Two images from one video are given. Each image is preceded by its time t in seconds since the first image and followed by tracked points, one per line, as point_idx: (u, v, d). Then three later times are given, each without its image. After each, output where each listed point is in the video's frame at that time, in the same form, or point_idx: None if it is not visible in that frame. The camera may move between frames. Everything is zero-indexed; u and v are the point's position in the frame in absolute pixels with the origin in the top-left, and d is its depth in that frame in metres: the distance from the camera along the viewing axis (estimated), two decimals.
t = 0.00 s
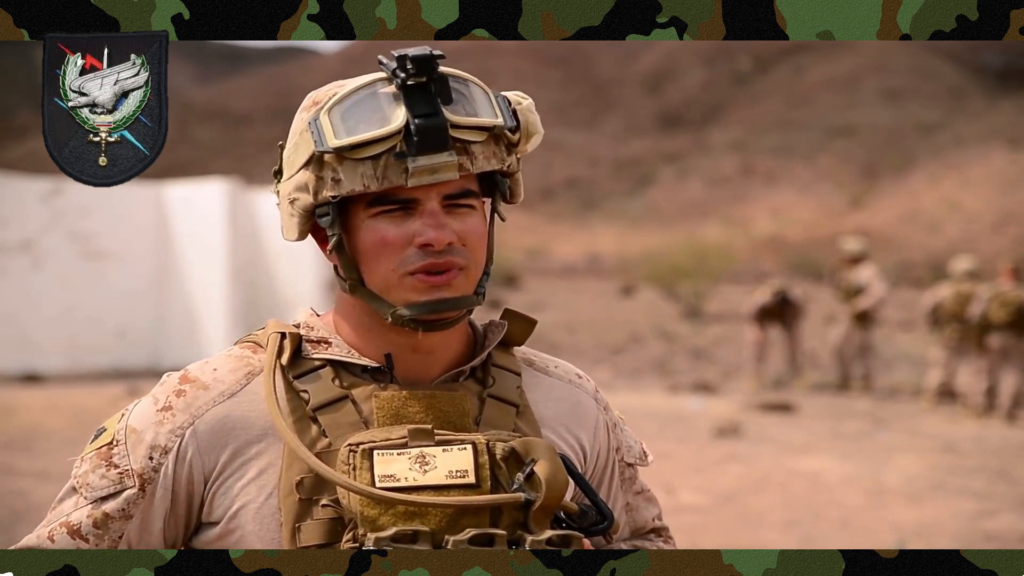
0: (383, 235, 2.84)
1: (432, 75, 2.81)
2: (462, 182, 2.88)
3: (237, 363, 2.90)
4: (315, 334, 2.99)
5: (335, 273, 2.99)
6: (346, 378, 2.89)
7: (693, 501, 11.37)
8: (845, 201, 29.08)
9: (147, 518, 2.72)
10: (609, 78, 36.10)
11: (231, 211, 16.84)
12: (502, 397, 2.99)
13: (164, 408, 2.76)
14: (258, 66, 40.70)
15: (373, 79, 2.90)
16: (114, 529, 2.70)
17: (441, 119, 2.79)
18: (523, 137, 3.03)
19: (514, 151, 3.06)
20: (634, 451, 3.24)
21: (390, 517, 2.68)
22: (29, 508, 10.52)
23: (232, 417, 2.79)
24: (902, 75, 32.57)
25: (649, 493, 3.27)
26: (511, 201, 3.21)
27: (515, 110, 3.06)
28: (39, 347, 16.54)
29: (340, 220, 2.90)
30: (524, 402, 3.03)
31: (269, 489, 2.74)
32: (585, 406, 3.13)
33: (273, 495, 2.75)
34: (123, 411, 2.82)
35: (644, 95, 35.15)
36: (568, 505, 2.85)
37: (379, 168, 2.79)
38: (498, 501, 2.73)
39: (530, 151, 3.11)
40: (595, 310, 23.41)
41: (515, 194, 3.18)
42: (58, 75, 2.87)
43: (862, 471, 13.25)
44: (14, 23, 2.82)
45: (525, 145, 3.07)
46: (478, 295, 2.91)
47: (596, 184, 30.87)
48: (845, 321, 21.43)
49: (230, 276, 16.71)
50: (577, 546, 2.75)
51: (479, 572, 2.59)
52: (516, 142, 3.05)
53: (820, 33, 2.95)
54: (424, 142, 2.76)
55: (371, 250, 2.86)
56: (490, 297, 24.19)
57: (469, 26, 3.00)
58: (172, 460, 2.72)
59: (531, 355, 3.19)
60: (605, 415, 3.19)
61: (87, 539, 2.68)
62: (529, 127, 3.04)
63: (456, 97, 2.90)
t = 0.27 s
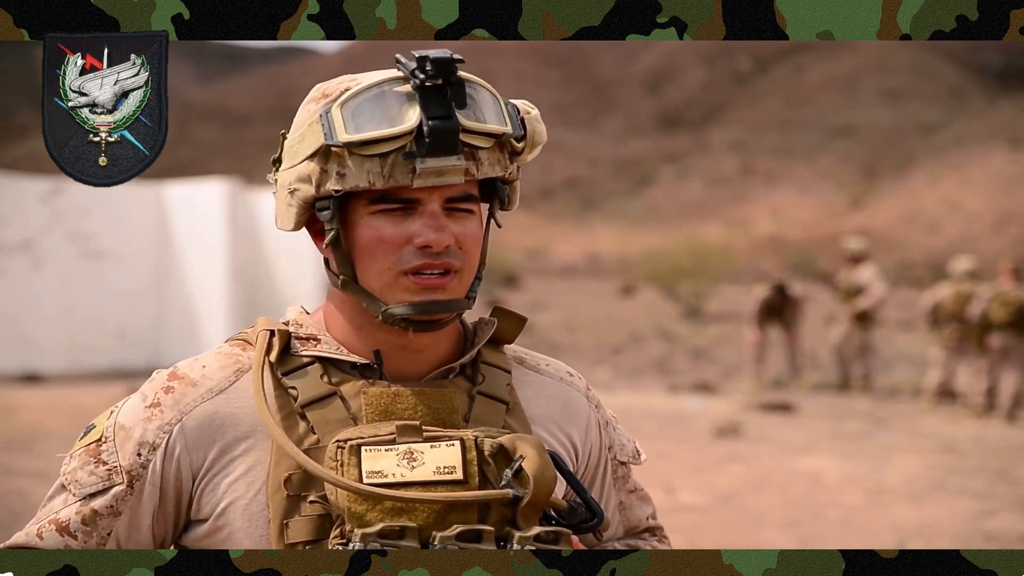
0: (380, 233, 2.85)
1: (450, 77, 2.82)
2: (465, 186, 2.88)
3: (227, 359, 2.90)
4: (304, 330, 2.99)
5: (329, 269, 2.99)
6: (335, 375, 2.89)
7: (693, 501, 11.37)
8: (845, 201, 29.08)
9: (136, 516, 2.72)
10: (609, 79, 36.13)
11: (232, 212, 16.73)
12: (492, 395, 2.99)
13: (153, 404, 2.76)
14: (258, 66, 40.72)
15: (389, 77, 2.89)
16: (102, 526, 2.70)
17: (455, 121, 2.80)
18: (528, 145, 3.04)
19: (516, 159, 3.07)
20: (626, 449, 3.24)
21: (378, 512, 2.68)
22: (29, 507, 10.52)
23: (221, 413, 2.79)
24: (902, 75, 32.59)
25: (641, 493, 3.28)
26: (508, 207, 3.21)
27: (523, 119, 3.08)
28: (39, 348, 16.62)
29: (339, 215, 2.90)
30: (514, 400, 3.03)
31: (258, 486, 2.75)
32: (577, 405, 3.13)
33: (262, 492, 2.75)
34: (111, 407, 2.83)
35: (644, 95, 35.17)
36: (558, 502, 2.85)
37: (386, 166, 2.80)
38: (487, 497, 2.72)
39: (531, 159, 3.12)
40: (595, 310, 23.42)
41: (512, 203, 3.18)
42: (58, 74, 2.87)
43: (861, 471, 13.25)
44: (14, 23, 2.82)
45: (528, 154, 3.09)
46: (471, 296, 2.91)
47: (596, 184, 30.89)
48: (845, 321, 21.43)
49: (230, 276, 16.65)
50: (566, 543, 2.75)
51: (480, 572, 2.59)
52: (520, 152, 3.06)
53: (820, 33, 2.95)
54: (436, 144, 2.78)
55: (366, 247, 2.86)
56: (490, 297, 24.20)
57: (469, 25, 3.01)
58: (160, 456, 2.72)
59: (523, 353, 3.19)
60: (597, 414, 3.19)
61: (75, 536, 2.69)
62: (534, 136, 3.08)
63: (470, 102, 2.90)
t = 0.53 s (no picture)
0: (379, 233, 2.84)
1: (449, 78, 2.82)
2: (464, 188, 2.88)
3: (224, 359, 2.89)
4: (301, 331, 2.98)
5: (327, 269, 2.98)
6: (332, 375, 2.89)
7: (693, 501, 11.37)
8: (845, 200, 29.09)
9: (133, 515, 2.72)
10: (609, 78, 36.15)
11: (232, 211, 16.74)
12: (489, 396, 2.99)
13: (149, 404, 2.75)
14: (258, 66, 40.74)
15: (388, 77, 2.89)
16: (98, 525, 2.70)
17: (454, 122, 2.80)
18: (527, 147, 3.04)
19: (514, 162, 3.07)
20: (621, 450, 3.24)
21: (374, 515, 2.68)
22: (29, 507, 10.52)
23: (218, 412, 2.78)
24: (902, 75, 32.61)
25: (637, 493, 3.27)
26: (506, 209, 3.20)
27: (521, 121, 3.08)
28: (39, 347, 16.59)
29: (337, 215, 2.89)
30: (510, 401, 3.03)
31: (254, 487, 2.74)
32: (572, 405, 3.13)
33: (258, 492, 2.75)
34: (109, 407, 2.82)
35: (644, 95, 35.20)
36: (553, 504, 2.85)
37: (385, 166, 2.80)
38: (482, 499, 2.72)
39: (530, 161, 3.12)
40: (595, 309, 23.42)
41: (511, 205, 3.18)
42: (58, 75, 2.87)
43: (861, 471, 13.25)
44: (14, 23, 2.82)
45: (526, 155, 3.09)
46: (467, 297, 2.90)
47: (596, 184, 30.90)
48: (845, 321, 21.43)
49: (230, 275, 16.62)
50: (561, 544, 2.74)
51: (480, 572, 2.59)
52: (518, 153, 3.07)
53: (820, 33, 2.95)
54: (435, 145, 2.78)
55: (364, 248, 2.86)
56: (489, 297, 24.20)
57: (469, 26, 3.00)
58: (156, 457, 2.72)
59: (519, 353, 3.19)
60: (593, 414, 3.19)
61: (71, 535, 2.68)
62: (533, 138, 3.07)
63: (470, 102, 2.90)
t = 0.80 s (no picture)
0: (385, 233, 2.84)
1: (454, 79, 2.82)
2: (469, 188, 2.89)
3: (230, 360, 2.89)
4: (306, 332, 2.97)
5: (332, 270, 2.98)
6: (338, 377, 2.88)
7: (694, 501, 11.37)
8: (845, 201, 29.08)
9: (139, 514, 2.71)
10: (609, 79, 36.18)
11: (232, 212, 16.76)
12: (493, 397, 2.99)
13: (157, 404, 2.75)
14: (258, 66, 40.77)
15: (393, 78, 2.89)
16: (105, 525, 2.69)
17: (460, 122, 2.80)
18: (532, 149, 3.04)
19: (520, 163, 3.07)
20: (625, 450, 3.24)
21: (379, 516, 2.69)
22: (29, 507, 10.52)
23: (225, 413, 2.78)
24: (902, 75, 32.62)
25: (639, 493, 3.28)
26: (511, 212, 3.20)
27: (527, 122, 3.07)
28: (39, 347, 16.62)
29: (343, 215, 2.89)
30: (515, 402, 3.03)
31: (260, 487, 2.74)
32: (576, 405, 3.13)
33: (264, 492, 2.74)
34: (115, 407, 2.82)
35: (644, 95, 35.23)
36: (558, 505, 2.85)
37: (391, 166, 2.80)
38: (487, 501, 2.73)
39: (536, 162, 3.11)
40: (595, 310, 23.43)
41: (517, 206, 3.17)
42: (58, 75, 2.87)
43: (861, 471, 13.24)
44: (14, 23, 2.83)
45: (531, 157, 3.09)
46: (473, 297, 2.90)
47: (596, 184, 30.91)
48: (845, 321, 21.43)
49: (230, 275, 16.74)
50: (564, 545, 2.76)
51: (480, 572, 2.59)
52: (523, 155, 3.06)
53: (819, 33, 2.96)
54: (440, 145, 2.78)
55: (370, 246, 2.86)
56: (489, 296, 24.21)
57: (468, 26, 3.00)
58: (163, 457, 2.71)
59: (523, 354, 3.19)
60: (597, 415, 3.19)
61: (78, 534, 2.68)
62: (537, 139, 3.06)
63: (475, 103, 2.90)
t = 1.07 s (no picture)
0: (404, 231, 2.84)
1: (474, 77, 2.82)
2: (487, 186, 2.88)
3: (252, 358, 2.88)
4: (327, 331, 2.97)
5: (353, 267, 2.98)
6: (358, 375, 2.88)
7: (694, 501, 11.37)
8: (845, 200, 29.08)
9: (162, 512, 2.71)
10: (609, 78, 36.20)
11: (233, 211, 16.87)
12: (511, 396, 2.98)
13: (179, 402, 2.74)
14: (258, 66, 40.78)
15: (414, 77, 2.89)
16: (129, 521, 2.69)
17: (479, 121, 2.81)
18: (551, 149, 3.04)
19: (538, 162, 3.07)
20: (644, 448, 3.23)
21: (398, 514, 2.69)
22: (29, 507, 10.51)
23: (246, 411, 2.77)
24: (902, 75, 32.63)
25: (660, 491, 3.25)
26: (530, 211, 3.20)
27: (546, 123, 3.07)
28: (39, 348, 16.53)
29: (363, 214, 2.89)
30: (534, 400, 3.02)
31: (281, 484, 2.74)
32: (595, 404, 3.12)
33: (284, 490, 2.74)
34: (138, 404, 2.81)
35: (644, 95, 35.24)
36: (575, 503, 2.84)
37: (411, 164, 2.79)
38: (504, 500, 2.73)
39: (554, 163, 3.12)
40: (595, 310, 23.43)
41: (535, 206, 3.18)
42: (58, 74, 2.87)
43: (862, 471, 13.24)
44: (14, 23, 2.83)
45: (551, 157, 3.08)
46: (491, 296, 2.90)
47: (596, 184, 30.91)
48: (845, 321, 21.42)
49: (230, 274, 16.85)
50: (582, 544, 2.74)
51: (479, 572, 2.59)
52: (542, 155, 3.06)
53: (819, 33, 2.96)
54: (459, 143, 2.78)
55: (390, 245, 2.86)
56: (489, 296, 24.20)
57: (469, 25, 3.00)
58: (185, 454, 2.71)
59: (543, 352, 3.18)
60: (616, 413, 3.18)
61: (102, 530, 2.67)
62: (556, 139, 3.07)
63: (494, 102, 2.90)
